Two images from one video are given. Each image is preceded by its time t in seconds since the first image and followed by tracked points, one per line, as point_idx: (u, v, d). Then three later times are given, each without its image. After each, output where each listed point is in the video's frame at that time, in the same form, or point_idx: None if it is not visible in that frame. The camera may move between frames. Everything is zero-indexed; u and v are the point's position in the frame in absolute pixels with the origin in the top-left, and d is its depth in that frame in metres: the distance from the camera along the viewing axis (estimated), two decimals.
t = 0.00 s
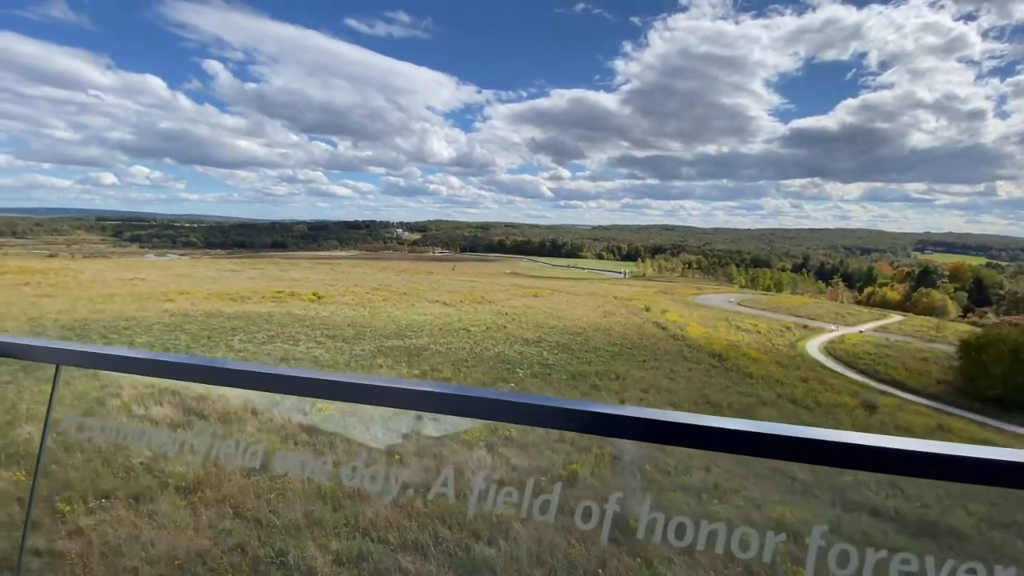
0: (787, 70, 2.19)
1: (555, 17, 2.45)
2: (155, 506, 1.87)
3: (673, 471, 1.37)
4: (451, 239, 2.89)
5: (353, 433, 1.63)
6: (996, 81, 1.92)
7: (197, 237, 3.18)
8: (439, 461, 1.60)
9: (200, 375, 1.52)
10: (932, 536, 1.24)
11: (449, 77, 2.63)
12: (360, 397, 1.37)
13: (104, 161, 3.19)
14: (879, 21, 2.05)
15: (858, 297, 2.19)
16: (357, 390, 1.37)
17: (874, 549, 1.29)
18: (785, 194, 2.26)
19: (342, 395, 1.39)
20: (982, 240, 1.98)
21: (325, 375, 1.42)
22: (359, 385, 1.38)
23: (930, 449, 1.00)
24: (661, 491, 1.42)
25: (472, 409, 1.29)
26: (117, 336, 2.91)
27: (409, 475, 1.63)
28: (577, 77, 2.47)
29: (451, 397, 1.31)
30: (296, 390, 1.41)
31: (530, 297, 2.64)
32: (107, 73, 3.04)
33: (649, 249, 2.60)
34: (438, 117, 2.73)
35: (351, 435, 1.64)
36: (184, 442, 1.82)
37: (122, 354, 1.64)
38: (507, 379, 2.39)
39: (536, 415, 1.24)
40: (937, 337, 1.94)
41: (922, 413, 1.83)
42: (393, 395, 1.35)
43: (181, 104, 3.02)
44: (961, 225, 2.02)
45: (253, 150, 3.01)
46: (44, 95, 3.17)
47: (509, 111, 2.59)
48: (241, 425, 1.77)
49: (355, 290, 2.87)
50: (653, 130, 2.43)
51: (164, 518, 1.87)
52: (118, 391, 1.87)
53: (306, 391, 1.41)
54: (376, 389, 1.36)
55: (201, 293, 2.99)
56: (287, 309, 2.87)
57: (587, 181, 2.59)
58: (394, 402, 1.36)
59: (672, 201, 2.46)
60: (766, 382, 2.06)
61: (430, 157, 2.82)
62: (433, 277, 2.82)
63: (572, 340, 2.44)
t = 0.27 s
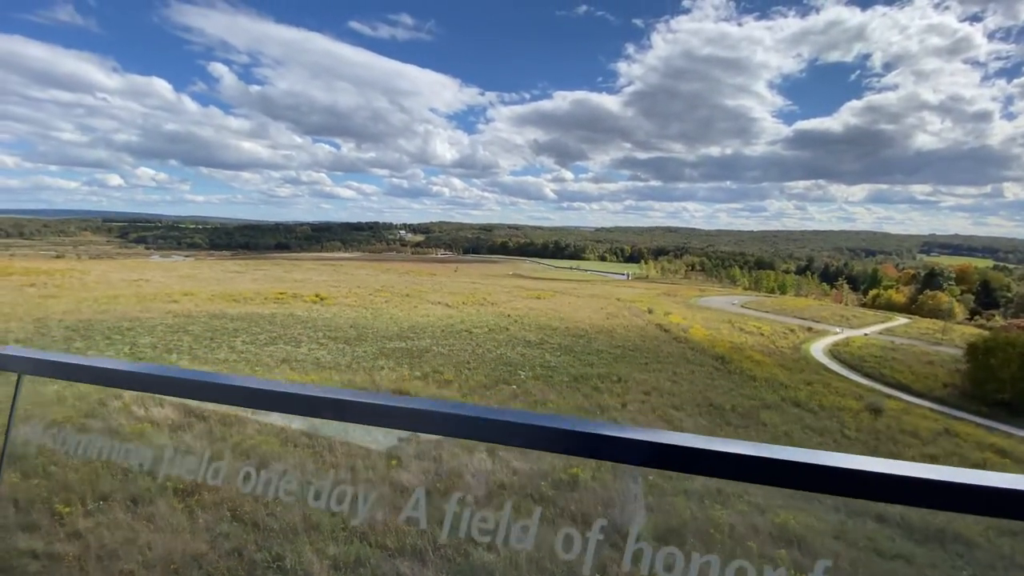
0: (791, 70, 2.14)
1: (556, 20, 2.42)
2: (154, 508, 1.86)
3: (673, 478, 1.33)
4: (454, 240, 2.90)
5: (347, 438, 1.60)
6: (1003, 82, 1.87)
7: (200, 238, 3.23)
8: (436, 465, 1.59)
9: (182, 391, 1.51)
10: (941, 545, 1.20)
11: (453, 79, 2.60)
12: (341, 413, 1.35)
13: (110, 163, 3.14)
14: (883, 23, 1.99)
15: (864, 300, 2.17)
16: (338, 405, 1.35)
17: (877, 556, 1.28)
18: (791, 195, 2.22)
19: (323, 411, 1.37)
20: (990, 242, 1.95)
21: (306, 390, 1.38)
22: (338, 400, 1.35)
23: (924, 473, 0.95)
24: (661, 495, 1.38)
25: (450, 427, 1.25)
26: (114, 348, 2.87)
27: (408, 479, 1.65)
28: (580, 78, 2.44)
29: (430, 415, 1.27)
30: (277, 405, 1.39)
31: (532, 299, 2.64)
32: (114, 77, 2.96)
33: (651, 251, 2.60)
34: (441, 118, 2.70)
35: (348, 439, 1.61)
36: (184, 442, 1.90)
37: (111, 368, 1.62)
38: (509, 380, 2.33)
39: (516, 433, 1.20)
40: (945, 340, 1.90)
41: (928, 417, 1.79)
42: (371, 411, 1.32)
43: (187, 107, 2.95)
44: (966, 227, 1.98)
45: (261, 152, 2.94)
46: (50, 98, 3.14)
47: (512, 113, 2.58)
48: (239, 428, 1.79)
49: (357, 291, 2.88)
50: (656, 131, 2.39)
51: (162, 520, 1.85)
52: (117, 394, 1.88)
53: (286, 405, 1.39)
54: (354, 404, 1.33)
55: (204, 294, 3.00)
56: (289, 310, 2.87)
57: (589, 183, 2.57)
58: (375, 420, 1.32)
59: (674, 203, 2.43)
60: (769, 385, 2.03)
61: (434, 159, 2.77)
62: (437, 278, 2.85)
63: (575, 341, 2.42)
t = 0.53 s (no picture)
0: (789, 74, 2.11)
1: (556, 22, 2.39)
2: (146, 513, 1.93)
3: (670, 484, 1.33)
4: (454, 242, 2.93)
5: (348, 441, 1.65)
6: (1003, 84, 1.87)
7: (199, 240, 3.25)
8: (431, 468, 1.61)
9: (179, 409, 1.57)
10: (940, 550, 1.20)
11: (451, 81, 2.57)
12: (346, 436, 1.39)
13: (110, 165, 3.11)
14: (882, 25, 1.96)
15: (864, 302, 2.19)
16: (345, 428, 1.40)
17: (878, 560, 1.27)
18: (790, 198, 2.21)
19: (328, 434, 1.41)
20: (990, 245, 1.95)
21: (313, 412, 1.44)
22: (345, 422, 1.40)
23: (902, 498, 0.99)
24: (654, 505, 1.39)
25: (453, 451, 1.30)
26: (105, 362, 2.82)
27: (402, 482, 1.66)
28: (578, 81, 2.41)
29: (433, 438, 1.31)
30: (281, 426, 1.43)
31: (531, 300, 2.66)
32: (116, 78, 2.94)
33: (649, 253, 2.62)
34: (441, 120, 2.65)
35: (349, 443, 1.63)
36: (177, 445, 1.94)
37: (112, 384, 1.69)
38: (507, 383, 2.30)
39: (516, 458, 1.24)
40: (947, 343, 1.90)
41: (927, 419, 1.78)
42: (377, 435, 1.37)
43: (187, 108, 2.92)
44: (966, 229, 1.98)
45: (262, 154, 2.90)
46: (52, 100, 3.12)
47: (510, 115, 2.55)
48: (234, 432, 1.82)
49: (356, 293, 2.92)
50: (655, 134, 2.35)
51: (153, 524, 1.91)
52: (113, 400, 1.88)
53: (295, 429, 1.45)
54: (361, 427, 1.38)
55: (203, 295, 3.02)
56: (288, 313, 2.88)
57: (589, 184, 2.54)
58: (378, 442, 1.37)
59: (674, 205, 2.41)
60: (768, 388, 2.01)
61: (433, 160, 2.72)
62: (437, 278, 2.89)
63: (574, 342, 2.43)
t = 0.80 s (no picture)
0: (785, 78, 2.11)
1: (552, 25, 2.38)
2: (135, 518, 1.94)
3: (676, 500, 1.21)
4: (451, 244, 2.94)
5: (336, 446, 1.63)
6: (994, 88, 1.87)
7: (194, 241, 3.21)
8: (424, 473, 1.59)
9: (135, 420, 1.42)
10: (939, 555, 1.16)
11: (448, 83, 2.57)
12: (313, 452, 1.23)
13: (104, 166, 3.08)
14: (875, 29, 1.97)
15: (858, 304, 2.19)
16: (306, 443, 1.24)
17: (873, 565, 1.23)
18: (783, 199, 2.19)
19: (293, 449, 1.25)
20: (982, 247, 1.94)
21: (269, 424, 1.28)
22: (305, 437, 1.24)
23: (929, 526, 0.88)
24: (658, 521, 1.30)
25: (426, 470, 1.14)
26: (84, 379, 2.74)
27: (395, 487, 1.63)
28: (574, 84, 2.41)
29: (402, 455, 1.15)
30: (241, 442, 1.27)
31: (528, 303, 2.68)
32: (110, 79, 2.89)
33: (648, 257, 2.60)
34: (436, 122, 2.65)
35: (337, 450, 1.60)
36: (165, 449, 1.92)
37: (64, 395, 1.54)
38: (503, 385, 2.29)
39: (502, 480, 1.08)
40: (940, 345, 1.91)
41: (921, 420, 1.79)
42: (342, 451, 1.21)
43: (182, 110, 2.89)
44: (959, 232, 1.97)
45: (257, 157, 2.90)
46: (45, 100, 3.06)
47: (506, 117, 2.55)
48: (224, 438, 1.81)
49: (351, 295, 2.92)
50: (650, 136, 2.35)
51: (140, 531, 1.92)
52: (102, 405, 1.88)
53: (256, 444, 1.28)
54: (322, 442, 1.22)
55: (198, 297, 3.02)
56: (283, 314, 2.89)
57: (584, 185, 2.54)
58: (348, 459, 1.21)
59: (670, 208, 2.41)
60: (763, 389, 2.02)
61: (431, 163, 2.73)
62: (434, 278, 2.91)
63: (570, 344, 2.44)
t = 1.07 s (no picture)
0: (777, 83, 2.12)
1: (547, 28, 2.39)
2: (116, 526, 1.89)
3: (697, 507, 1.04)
4: (445, 246, 2.97)
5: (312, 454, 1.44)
6: (980, 93, 1.85)
7: (185, 244, 3.21)
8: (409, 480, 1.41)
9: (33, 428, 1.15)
10: None
11: (442, 86, 2.55)
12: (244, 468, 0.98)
13: (94, 167, 3.07)
14: (864, 35, 1.95)
15: (848, 307, 2.23)
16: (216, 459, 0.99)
17: None
18: (778, 204, 2.21)
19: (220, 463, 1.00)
20: (970, 250, 1.94)
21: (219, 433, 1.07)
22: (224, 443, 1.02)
23: None
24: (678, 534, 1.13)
25: (361, 491, 0.91)
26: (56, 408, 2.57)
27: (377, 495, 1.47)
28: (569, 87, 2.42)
29: (332, 472, 0.92)
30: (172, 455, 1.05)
31: (523, 304, 2.70)
32: (100, 78, 2.84)
33: (642, 259, 2.61)
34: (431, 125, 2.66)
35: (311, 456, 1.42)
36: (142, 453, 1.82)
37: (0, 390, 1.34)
38: (496, 389, 2.28)
39: (476, 506, 0.84)
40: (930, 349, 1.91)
41: (911, 422, 1.81)
42: (260, 469, 0.98)
43: (173, 111, 2.83)
44: (947, 236, 1.96)
45: (248, 158, 2.88)
46: (33, 100, 2.99)
47: (500, 120, 2.54)
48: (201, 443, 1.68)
49: (345, 297, 2.92)
50: (644, 140, 2.37)
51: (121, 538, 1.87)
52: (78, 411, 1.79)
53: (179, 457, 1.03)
54: (236, 458, 0.98)
55: (188, 299, 3.01)
56: (275, 317, 2.88)
57: (579, 189, 2.57)
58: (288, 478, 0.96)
59: (665, 210, 2.43)
60: (756, 392, 2.03)
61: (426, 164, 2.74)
62: (428, 279, 2.94)
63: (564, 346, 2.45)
